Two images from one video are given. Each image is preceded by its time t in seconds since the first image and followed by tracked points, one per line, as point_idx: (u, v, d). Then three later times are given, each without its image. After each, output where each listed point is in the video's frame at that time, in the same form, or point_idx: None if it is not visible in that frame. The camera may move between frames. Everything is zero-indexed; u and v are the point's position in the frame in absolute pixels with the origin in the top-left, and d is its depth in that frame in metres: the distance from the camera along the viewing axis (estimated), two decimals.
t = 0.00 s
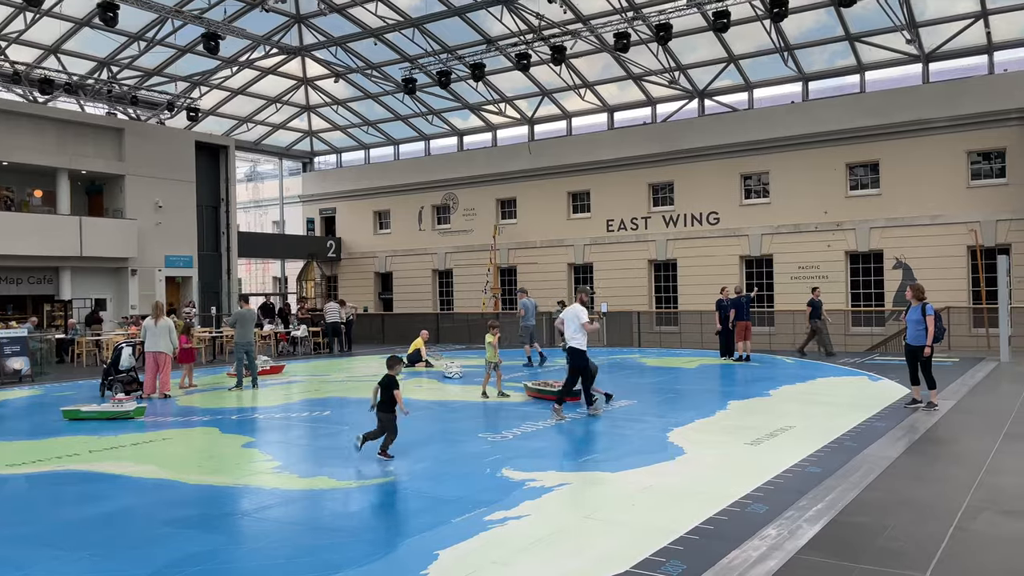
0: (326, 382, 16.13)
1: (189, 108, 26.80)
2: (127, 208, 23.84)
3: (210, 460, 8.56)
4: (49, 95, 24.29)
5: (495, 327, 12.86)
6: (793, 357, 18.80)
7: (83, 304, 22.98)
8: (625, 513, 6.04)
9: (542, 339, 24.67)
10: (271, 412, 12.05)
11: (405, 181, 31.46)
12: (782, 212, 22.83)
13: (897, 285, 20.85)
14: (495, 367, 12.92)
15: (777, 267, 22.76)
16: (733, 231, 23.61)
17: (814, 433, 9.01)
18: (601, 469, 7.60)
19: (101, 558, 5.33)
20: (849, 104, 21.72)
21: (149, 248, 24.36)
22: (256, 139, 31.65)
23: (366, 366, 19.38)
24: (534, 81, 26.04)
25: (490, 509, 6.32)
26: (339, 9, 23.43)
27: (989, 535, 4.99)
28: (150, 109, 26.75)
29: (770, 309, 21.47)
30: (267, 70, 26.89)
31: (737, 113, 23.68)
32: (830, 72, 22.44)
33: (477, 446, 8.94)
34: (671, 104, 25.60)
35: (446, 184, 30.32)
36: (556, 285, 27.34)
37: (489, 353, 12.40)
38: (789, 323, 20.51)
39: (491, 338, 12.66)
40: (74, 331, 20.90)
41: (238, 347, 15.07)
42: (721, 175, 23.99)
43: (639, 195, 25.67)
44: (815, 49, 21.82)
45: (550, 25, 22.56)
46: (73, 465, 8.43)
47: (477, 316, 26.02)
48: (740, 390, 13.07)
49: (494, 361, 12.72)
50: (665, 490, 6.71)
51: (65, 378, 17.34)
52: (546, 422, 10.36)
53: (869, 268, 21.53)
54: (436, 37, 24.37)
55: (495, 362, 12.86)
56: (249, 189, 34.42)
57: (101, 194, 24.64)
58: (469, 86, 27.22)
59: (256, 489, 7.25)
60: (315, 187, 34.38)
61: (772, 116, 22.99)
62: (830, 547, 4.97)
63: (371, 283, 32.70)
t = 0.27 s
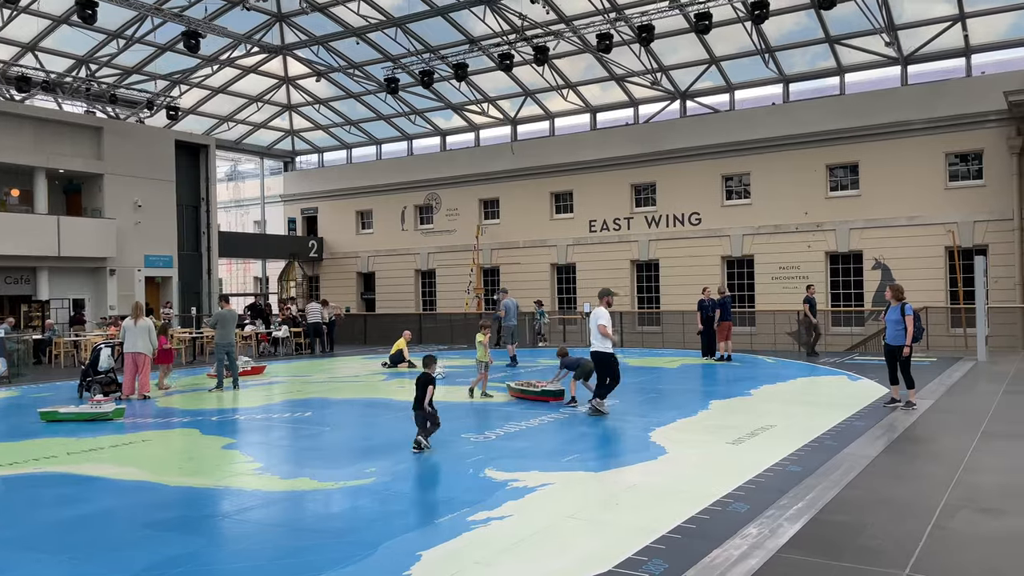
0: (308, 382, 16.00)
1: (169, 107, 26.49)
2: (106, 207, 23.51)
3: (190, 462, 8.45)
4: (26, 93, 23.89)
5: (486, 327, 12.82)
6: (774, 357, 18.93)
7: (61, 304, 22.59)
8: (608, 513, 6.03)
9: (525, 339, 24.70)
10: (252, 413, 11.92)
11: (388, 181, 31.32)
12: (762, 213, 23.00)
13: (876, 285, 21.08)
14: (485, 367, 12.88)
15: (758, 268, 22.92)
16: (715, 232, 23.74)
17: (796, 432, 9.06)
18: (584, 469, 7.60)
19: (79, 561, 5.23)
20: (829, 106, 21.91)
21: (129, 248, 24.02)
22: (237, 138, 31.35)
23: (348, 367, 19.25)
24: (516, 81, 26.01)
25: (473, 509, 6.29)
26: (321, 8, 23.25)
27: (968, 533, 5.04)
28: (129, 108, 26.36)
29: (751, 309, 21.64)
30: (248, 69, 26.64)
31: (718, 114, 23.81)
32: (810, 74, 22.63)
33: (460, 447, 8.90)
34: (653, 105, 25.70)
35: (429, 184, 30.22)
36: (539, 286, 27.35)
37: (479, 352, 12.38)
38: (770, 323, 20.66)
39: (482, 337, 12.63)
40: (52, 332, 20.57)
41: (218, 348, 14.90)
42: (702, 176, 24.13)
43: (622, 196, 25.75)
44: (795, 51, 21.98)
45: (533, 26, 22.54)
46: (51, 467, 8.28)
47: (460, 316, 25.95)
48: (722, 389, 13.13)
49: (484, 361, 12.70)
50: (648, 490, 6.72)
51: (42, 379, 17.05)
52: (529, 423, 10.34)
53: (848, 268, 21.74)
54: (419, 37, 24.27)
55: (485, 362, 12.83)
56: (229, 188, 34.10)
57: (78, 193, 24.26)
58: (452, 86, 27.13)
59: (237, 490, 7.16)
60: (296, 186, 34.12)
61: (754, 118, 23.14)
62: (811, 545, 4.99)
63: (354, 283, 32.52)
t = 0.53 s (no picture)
0: (289, 383, 15.85)
1: (148, 105, 26.15)
2: (84, 206, 23.16)
3: (170, 464, 8.33)
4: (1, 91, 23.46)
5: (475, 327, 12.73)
6: (755, 357, 19.07)
7: (38, 305, 22.11)
8: (590, 512, 6.02)
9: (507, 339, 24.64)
10: (232, 414, 11.79)
11: (370, 180, 31.16)
12: (743, 214, 23.16)
13: (855, 286, 21.30)
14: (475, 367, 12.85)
15: (739, 268, 23.08)
16: (696, 232, 23.87)
17: (776, 431, 9.11)
18: (567, 469, 7.58)
19: (56, 564, 5.13)
20: (809, 107, 22.10)
21: (107, 248, 23.68)
22: (217, 138, 31.05)
23: (329, 368, 19.12)
24: (499, 82, 25.96)
25: (456, 509, 6.25)
26: (302, 7, 23.06)
27: (947, 530, 5.08)
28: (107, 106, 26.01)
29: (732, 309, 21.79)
30: (229, 67, 26.36)
31: (700, 115, 23.95)
32: (790, 75, 22.82)
33: (443, 447, 8.85)
34: (635, 106, 25.80)
35: (412, 184, 30.10)
36: (522, 286, 27.35)
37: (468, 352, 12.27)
38: (751, 323, 20.81)
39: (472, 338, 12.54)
40: (27, 332, 20.19)
41: (198, 349, 14.72)
42: (684, 177, 24.24)
43: (604, 196, 25.82)
44: (775, 53, 22.15)
45: (515, 26, 22.51)
46: (27, 470, 8.13)
47: (443, 317, 25.88)
48: (704, 389, 13.17)
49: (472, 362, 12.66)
50: (630, 489, 6.72)
51: (17, 380, 16.76)
52: (512, 423, 10.31)
53: (828, 269, 21.94)
54: (402, 36, 24.16)
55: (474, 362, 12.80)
56: (209, 187, 33.76)
57: (56, 191, 23.89)
58: (434, 86, 27.03)
59: (217, 492, 7.06)
60: (278, 186, 33.84)
61: (735, 119, 23.29)
62: (792, 544, 5.01)
63: (335, 283, 32.32)
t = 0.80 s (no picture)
0: (270, 384, 15.72)
1: (127, 103, 25.82)
2: (61, 206, 22.81)
3: (149, 465, 8.22)
4: None
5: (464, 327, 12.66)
6: (736, 357, 19.21)
7: (14, 305, 21.71)
8: (571, 512, 6.02)
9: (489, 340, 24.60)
10: (212, 415, 11.66)
11: (351, 180, 30.99)
12: (724, 214, 23.31)
13: (834, 286, 21.52)
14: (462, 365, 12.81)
15: (720, 268, 23.23)
16: (678, 233, 24.00)
17: (756, 430, 9.17)
18: (549, 468, 7.58)
19: (31, 568, 5.04)
20: (789, 109, 22.30)
21: (85, 247, 23.32)
22: (197, 136, 30.74)
23: (311, 368, 19.00)
24: (481, 82, 25.93)
25: (438, 510, 6.22)
26: (283, 5, 22.86)
27: (924, 527, 5.14)
28: (85, 104, 25.65)
29: (713, 309, 21.95)
30: (209, 66, 26.09)
31: (681, 116, 24.08)
32: (770, 77, 23.01)
33: (425, 447, 8.81)
34: (617, 106, 25.89)
35: (394, 184, 29.99)
36: (504, 286, 27.34)
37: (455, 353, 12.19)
38: (732, 322, 20.95)
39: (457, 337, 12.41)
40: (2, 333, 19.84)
41: (177, 350, 14.54)
42: (666, 177, 24.37)
43: (586, 197, 25.88)
44: (755, 55, 22.31)
45: (498, 27, 22.48)
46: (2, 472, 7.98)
47: (425, 317, 25.80)
48: (685, 388, 13.25)
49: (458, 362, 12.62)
50: (611, 488, 6.73)
51: None
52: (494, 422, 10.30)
53: (808, 269, 22.15)
54: (384, 36, 24.04)
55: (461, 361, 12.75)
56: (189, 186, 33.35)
57: (32, 190, 23.56)
58: (417, 86, 26.92)
59: (197, 494, 6.97)
60: (258, 185, 33.56)
61: (716, 120, 23.44)
62: (771, 543, 5.03)
63: (317, 283, 32.10)
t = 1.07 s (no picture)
0: (250, 384, 15.56)
1: (105, 102, 25.46)
2: (38, 205, 22.45)
3: (127, 467, 8.10)
4: None
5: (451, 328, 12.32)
6: (717, 356, 19.34)
7: None
8: (554, 512, 6.02)
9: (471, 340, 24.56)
10: (192, 416, 11.52)
11: (333, 180, 30.80)
12: (705, 215, 23.46)
13: (814, 286, 21.74)
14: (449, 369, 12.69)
15: (701, 269, 23.38)
16: (659, 233, 24.12)
17: (737, 430, 9.23)
18: (531, 468, 7.57)
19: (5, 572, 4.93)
20: (770, 110, 22.48)
21: (62, 247, 22.94)
22: (176, 135, 30.39)
23: (292, 368, 18.86)
24: (463, 82, 25.86)
25: (420, 510, 6.19)
26: (264, 4, 22.65)
27: (903, 525, 5.19)
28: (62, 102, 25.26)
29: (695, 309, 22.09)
30: (188, 64, 25.78)
31: (663, 117, 24.20)
32: (751, 79, 23.19)
33: (407, 448, 8.77)
34: (599, 107, 25.97)
35: (375, 184, 29.85)
36: (487, 287, 27.32)
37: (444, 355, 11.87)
38: (712, 322, 21.09)
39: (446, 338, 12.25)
40: None
41: (156, 350, 14.37)
42: (648, 178, 24.47)
43: (569, 197, 25.93)
44: (736, 57, 22.46)
45: (480, 27, 22.43)
46: None
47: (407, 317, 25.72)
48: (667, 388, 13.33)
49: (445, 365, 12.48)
50: (594, 488, 6.74)
51: None
52: (477, 423, 10.28)
53: (788, 269, 22.35)
54: (365, 35, 23.90)
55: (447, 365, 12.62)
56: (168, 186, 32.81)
57: (8, 189, 23.15)
58: (398, 85, 26.81)
59: (176, 496, 6.88)
60: (239, 184, 33.26)
61: (698, 121, 23.57)
62: (751, 541, 5.05)
63: (298, 283, 31.88)
